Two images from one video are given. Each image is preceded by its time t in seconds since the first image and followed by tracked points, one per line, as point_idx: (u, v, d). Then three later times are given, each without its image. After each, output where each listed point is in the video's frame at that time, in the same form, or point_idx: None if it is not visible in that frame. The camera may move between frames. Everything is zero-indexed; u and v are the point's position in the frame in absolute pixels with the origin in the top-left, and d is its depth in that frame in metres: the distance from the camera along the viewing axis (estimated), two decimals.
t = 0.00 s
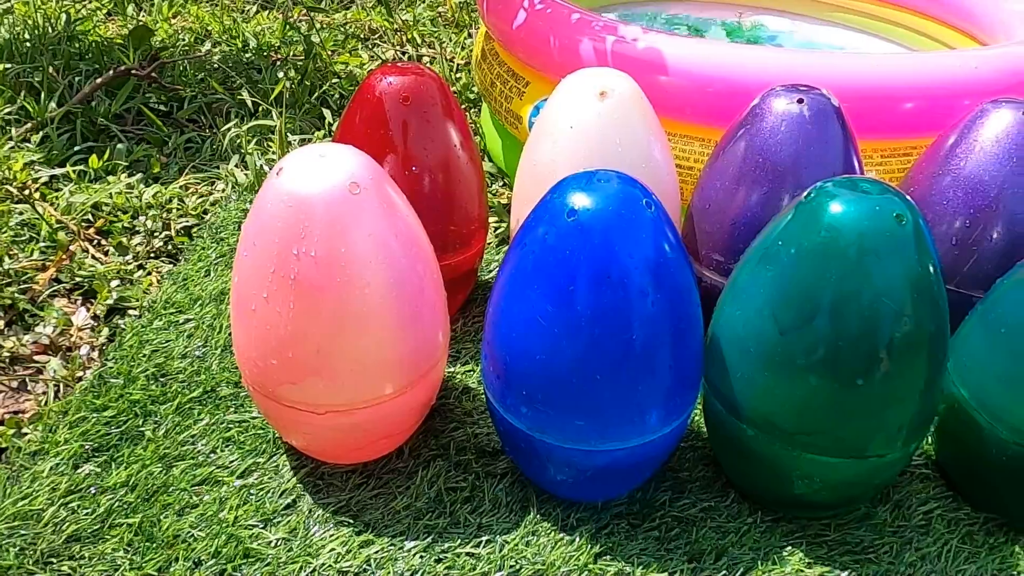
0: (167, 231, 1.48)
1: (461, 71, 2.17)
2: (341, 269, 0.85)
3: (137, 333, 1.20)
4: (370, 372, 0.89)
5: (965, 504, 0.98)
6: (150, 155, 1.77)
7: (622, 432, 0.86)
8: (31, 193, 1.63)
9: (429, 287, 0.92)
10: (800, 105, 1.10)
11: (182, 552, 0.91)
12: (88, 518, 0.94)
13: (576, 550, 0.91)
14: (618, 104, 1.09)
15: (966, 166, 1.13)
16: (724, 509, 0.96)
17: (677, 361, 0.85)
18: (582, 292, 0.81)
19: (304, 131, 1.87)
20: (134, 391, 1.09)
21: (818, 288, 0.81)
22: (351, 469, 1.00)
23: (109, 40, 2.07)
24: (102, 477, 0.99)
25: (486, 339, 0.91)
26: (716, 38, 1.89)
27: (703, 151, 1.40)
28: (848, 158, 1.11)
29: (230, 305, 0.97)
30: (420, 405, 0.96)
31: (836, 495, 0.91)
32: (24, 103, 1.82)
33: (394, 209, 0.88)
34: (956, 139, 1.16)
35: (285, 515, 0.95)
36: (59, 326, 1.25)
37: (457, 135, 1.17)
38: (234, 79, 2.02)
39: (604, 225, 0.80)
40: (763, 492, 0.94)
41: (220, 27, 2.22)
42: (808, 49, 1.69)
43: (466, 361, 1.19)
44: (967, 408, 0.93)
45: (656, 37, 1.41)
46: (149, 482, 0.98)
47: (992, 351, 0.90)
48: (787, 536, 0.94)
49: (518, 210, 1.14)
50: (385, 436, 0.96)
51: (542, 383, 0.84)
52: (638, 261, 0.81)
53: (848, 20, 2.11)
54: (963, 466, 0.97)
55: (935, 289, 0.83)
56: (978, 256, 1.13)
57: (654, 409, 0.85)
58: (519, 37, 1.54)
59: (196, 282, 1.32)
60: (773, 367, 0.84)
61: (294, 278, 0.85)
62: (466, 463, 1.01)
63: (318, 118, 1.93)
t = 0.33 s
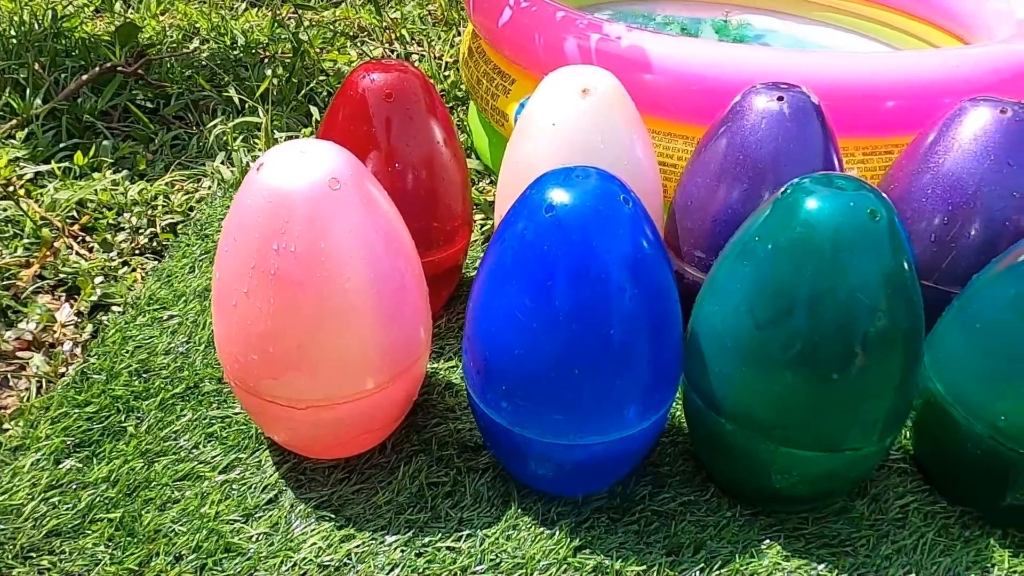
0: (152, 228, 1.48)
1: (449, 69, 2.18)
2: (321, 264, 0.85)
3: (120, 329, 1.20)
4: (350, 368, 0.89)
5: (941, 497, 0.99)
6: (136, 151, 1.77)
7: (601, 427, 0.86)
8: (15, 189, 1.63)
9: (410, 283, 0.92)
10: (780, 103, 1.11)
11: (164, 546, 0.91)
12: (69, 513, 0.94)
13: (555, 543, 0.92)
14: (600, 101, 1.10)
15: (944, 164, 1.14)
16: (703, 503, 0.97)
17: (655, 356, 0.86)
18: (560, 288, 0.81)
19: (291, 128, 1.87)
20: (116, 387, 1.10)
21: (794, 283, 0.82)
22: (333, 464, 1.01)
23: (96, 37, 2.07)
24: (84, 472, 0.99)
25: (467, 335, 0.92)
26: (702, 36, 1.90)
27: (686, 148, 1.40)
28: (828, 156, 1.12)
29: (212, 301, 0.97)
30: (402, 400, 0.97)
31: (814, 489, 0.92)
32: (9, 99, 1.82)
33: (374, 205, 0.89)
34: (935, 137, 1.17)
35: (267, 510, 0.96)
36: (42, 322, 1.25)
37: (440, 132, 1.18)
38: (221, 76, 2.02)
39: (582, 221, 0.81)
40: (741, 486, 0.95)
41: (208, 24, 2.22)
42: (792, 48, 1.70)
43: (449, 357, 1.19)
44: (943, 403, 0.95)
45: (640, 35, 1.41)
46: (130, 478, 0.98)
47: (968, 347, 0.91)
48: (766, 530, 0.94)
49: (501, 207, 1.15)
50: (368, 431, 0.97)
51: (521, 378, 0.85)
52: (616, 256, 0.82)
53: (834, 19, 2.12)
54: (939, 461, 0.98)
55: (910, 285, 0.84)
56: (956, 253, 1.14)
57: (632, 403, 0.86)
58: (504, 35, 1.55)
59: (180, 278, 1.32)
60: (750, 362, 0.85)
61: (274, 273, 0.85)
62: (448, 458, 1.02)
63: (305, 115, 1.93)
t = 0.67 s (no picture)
0: (134, 226, 1.48)
1: (435, 67, 2.18)
2: (296, 261, 0.85)
3: (99, 326, 1.20)
4: (327, 364, 0.90)
5: (915, 493, 1.00)
6: (119, 149, 1.77)
7: (576, 424, 0.87)
8: None
9: (387, 280, 0.92)
10: (758, 101, 1.12)
11: (140, 544, 0.91)
12: (44, 510, 0.94)
13: (531, 539, 0.92)
14: (578, 99, 1.10)
15: (921, 162, 1.15)
16: (679, 499, 0.98)
17: (630, 352, 0.86)
18: (534, 285, 0.82)
19: (276, 126, 1.87)
20: (94, 384, 1.09)
21: (767, 280, 0.82)
22: (311, 462, 1.01)
23: (80, 34, 2.06)
24: (60, 469, 0.99)
25: (444, 332, 0.92)
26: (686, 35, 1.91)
27: (667, 146, 1.41)
28: (805, 154, 1.13)
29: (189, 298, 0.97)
30: (379, 397, 0.97)
31: (788, 485, 0.93)
32: None
33: (350, 202, 0.89)
34: (912, 135, 1.18)
35: (244, 507, 0.96)
36: (21, 320, 1.25)
37: (420, 130, 1.18)
38: (206, 73, 2.01)
39: (556, 218, 0.81)
40: (717, 483, 0.96)
41: (194, 21, 2.21)
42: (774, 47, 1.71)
43: (430, 354, 1.19)
44: (917, 399, 0.95)
45: (621, 33, 1.42)
46: (108, 475, 0.98)
47: (940, 344, 0.91)
48: (741, 525, 0.95)
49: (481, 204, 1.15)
50: (346, 428, 0.97)
51: (496, 375, 0.85)
52: (590, 254, 0.82)
53: (819, 19, 2.13)
54: (913, 456, 0.99)
55: (881, 282, 0.84)
56: (932, 250, 1.15)
57: (607, 400, 0.86)
58: (487, 33, 1.54)
59: (160, 276, 1.32)
60: (724, 359, 0.86)
61: (248, 270, 0.85)
62: (426, 455, 1.02)
63: (289, 113, 1.93)
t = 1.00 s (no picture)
0: (118, 225, 1.48)
1: (423, 66, 2.18)
2: (275, 259, 0.86)
3: (81, 326, 1.20)
4: (308, 362, 0.90)
5: (895, 488, 1.01)
6: (105, 148, 1.76)
7: (556, 420, 0.87)
8: None
9: (368, 277, 0.93)
10: (739, 99, 1.12)
11: (120, 543, 0.91)
12: (24, 509, 0.94)
13: (512, 536, 0.93)
14: (561, 97, 1.11)
15: (902, 159, 1.16)
16: (661, 495, 0.98)
17: (610, 348, 0.87)
18: (513, 282, 0.82)
19: (262, 125, 1.87)
20: (76, 383, 1.09)
21: (744, 277, 0.83)
22: (294, 460, 1.01)
23: (67, 34, 2.06)
24: (40, 469, 0.99)
25: (424, 330, 0.92)
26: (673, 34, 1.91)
27: (651, 144, 1.42)
28: (787, 152, 1.13)
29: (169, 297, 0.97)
30: (361, 394, 0.97)
31: (769, 480, 0.93)
32: None
33: (330, 199, 0.89)
34: (894, 132, 1.19)
35: (226, 505, 0.96)
36: (4, 320, 1.25)
37: (404, 128, 1.18)
38: (193, 72, 2.01)
39: (534, 215, 0.81)
40: (698, 478, 0.96)
41: (182, 20, 2.21)
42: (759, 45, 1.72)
43: (414, 352, 1.19)
44: (896, 395, 0.96)
45: (605, 31, 1.42)
46: (89, 474, 0.98)
47: (919, 340, 0.92)
48: (722, 521, 0.95)
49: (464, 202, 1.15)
50: (328, 426, 0.97)
51: (476, 372, 0.85)
52: (568, 251, 0.82)
53: (807, 17, 2.13)
54: (892, 452, 0.99)
55: (859, 279, 0.85)
56: (913, 247, 1.16)
57: (587, 396, 0.87)
58: (472, 32, 1.54)
59: (144, 275, 1.32)
60: (703, 355, 0.86)
61: (227, 268, 0.85)
62: (409, 453, 1.02)
63: (276, 112, 1.93)
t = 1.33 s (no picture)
0: (105, 224, 1.48)
1: (414, 65, 2.18)
2: (255, 255, 0.86)
3: (65, 323, 1.20)
4: (289, 359, 0.90)
5: (877, 485, 1.01)
6: (92, 147, 1.76)
7: (536, 417, 0.87)
8: None
9: (349, 274, 0.93)
10: (722, 97, 1.12)
11: (100, 539, 0.91)
12: (4, 507, 0.94)
13: (493, 532, 0.93)
14: (544, 95, 1.11)
15: (884, 157, 1.16)
16: (643, 492, 0.98)
17: (590, 345, 0.87)
18: (492, 279, 0.82)
19: (251, 123, 1.87)
20: (59, 381, 1.09)
21: (723, 273, 0.83)
22: (276, 457, 1.01)
23: (56, 32, 2.06)
24: (22, 466, 0.99)
25: (405, 327, 0.92)
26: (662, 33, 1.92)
27: (637, 143, 1.42)
28: (770, 150, 1.14)
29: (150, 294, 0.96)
30: (344, 391, 0.97)
31: (749, 476, 0.94)
32: None
33: (311, 196, 0.89)
34: (877, 130, 1.19)
35: (207, 502, 0.96)
36: None
37: (388, 126, 1.18)
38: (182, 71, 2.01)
39: (512, 212, 0.81)
40: (679, 475, 0.96)
41: (172, 19, 2.21)
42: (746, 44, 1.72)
43: (398, 349, 1.19)
44: (876, 392, 0.96)
45: (591, 30, 1.42)
46: (70, 471, 0.98)
47: (899, 336, 0.92)
48: (703, 517, 0.96)
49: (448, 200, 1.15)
50: (310, 423, 0.97)
51: (455, 369, 0.86)
52: (548, 247, 0.82)
53: (797, 17, 2.14)
54: (873, 448, 1.00)
55: (837, 275, 0.85)
56: (896, 245, 1.16)
57: (566, 393, 0.87)
58: (458, 30, 1.54)
59: (130, 273, 1.32)
60: (682, 352, 0.86)
61: (206, 265, 0.85)
62: (391, 450, 1.02)
63: (265, 110, 1.93)
